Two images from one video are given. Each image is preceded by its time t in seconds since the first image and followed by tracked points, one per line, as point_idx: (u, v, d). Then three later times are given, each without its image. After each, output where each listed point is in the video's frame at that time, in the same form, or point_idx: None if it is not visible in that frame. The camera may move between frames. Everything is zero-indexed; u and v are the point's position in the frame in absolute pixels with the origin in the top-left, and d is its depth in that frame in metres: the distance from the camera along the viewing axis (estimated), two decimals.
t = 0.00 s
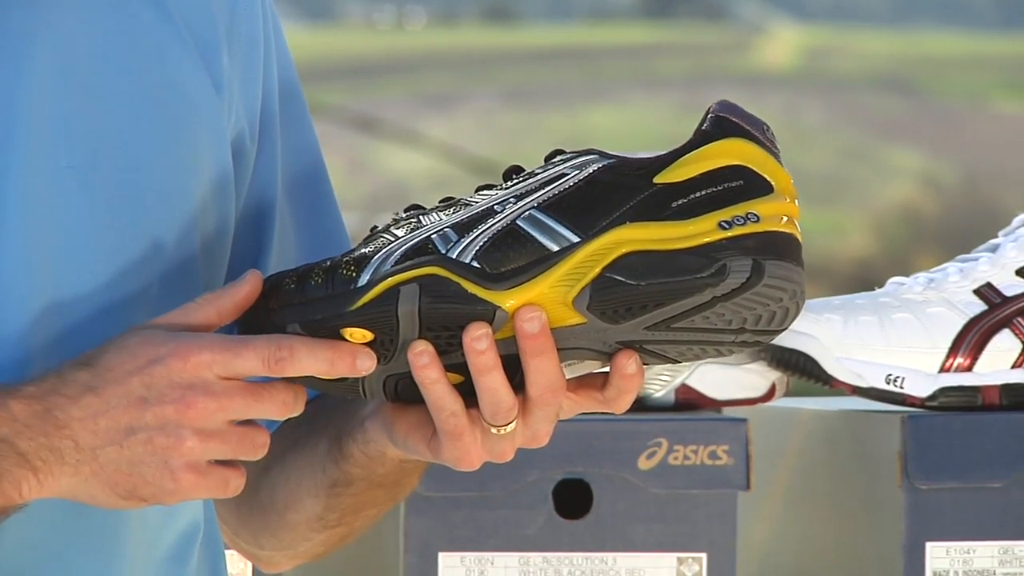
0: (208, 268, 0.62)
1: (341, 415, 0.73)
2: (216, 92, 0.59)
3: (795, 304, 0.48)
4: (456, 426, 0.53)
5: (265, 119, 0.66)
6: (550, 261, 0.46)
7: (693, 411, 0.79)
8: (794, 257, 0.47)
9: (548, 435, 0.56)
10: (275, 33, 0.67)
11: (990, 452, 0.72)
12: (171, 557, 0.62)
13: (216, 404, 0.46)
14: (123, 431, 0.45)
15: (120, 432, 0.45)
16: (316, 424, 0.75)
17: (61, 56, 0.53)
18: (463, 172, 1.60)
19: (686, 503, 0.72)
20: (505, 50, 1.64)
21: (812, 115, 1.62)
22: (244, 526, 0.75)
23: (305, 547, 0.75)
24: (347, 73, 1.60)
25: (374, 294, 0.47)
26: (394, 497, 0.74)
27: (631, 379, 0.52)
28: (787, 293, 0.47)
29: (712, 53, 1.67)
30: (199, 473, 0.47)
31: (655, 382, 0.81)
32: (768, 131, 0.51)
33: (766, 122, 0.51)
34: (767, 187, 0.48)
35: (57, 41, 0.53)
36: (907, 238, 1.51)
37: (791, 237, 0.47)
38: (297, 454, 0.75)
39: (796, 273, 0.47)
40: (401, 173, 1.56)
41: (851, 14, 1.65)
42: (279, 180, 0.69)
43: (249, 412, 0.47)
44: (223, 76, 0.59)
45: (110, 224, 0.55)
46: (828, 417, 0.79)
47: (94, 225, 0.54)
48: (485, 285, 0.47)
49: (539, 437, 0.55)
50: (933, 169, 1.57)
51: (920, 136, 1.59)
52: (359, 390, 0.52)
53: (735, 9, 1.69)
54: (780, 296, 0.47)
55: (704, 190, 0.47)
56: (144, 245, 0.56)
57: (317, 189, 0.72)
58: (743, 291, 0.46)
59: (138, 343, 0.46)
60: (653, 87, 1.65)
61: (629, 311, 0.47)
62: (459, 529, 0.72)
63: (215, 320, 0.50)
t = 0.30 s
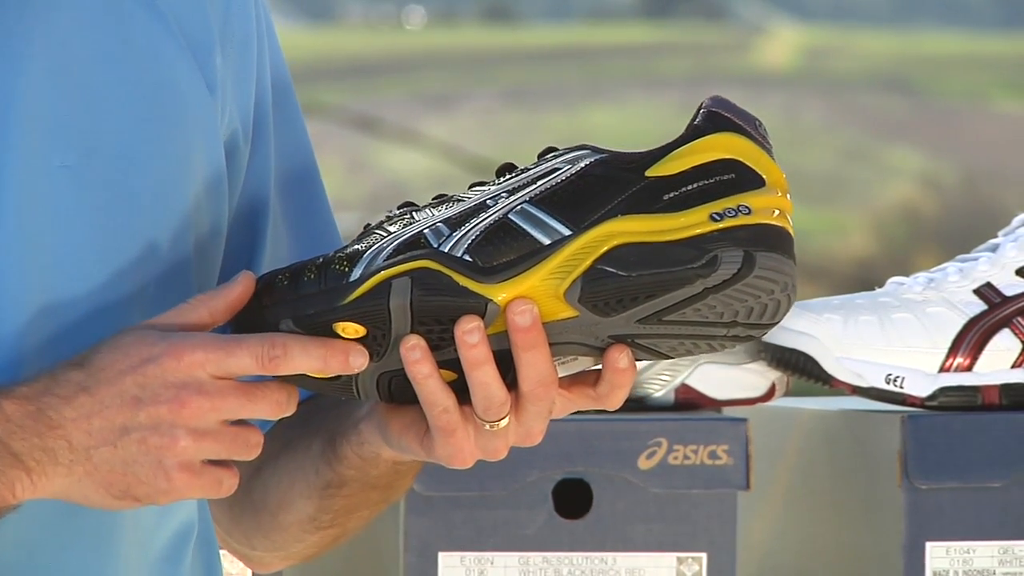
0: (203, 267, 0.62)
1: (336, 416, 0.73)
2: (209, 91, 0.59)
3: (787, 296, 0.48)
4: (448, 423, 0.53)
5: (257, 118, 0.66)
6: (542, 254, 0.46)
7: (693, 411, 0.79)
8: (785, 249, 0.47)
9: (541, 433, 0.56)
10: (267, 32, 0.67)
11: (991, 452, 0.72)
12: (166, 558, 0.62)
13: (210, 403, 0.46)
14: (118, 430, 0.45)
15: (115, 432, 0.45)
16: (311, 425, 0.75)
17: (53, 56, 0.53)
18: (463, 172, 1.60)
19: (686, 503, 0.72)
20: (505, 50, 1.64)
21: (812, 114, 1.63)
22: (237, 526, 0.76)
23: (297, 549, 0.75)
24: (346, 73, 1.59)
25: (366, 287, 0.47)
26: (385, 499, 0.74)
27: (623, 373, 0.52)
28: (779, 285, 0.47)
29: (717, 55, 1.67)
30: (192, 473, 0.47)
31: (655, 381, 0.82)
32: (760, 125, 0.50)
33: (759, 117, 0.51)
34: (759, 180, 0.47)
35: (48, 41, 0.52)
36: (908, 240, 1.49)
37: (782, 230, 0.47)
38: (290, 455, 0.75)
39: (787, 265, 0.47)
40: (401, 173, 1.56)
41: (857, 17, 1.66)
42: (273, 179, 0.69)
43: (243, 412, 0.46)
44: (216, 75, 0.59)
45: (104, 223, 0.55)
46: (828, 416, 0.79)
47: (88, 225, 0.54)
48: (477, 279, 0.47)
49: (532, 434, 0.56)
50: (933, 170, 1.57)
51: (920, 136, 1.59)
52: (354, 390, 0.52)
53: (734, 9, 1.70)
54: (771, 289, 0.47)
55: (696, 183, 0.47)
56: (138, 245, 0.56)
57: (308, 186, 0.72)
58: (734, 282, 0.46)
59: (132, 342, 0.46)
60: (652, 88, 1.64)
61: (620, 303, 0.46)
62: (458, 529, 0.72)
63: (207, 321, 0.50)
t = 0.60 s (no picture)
0: (197, 267, 0.63)
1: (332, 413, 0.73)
2: (201, 92, 0.59)
3: (784, 300, 0.48)
4: (445, 421, 0.53)
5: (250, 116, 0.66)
6: (541, 254, 0.46)
7: (693, 411, 0.79)
8: (784, 252, 0.47)
9: (538, 434, 0.57)
10: (260, 31, 0.67)
11: (991, 451, 0.72)
12: (160, 556, 0.62)
13: (210, 403, 0.46)
14: (117, 431, 0.45)
15: (114, 432, 0.45)
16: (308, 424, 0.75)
17: (46, 55, 0.53)
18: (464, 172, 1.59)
19: (686, 503, 0.72)
20: (504, 49, 1.63)
21: (812, 112, 1.63)
22: (234, 523, 0.75)
23: (294, 546, 0.74)
24: (347, 72, 1.59)
25: (364, 285, 0.47)
26: (383, 497, 0.75)
27: (619, 374, 0.52)
28: (776, 289, 0.47)
29: (714, 53, 1.67)
30: (192, 473, 0.47)
31: (654, 381, 0.82)
32: (759, 127, 0.50)
33: (758, 119, 0.51)
34: (758, 183, 0.47)
35: (41, 40, 0.53)
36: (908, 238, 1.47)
37: (781, 234, 0.47)
38: (289, 451, 0.74)
39: (786, 268, 0.47)
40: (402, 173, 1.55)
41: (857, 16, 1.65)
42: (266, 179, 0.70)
43: (243, 412, 0.46)
44: (209, 74, 0.59)
45: (98, 222, 0.55)
46: (828, 417, 0.79)
47: (82, 225, 0.54)
48: (475, 278, 0.47)
49: (528, 434, 0.56)
50: (933, 169, 1.56)
51: (918, 136, 1.59)
52: (351, 388, 0.52)
53: (734, 9, 1.70)
54: (768, 292, 0.47)
55: (695, 184, 0.47)
56: (134, 245, 0.56)
57: (302, 185, 0.72)
58: (731, 285, 0.46)
59: (131, 342, 0.47)
60: (654, 84, 1.64)
61: (617, 304, 0.46)
62: (458, 528, 0.72)
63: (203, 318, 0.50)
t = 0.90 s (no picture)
0: (193, 265, 0.63)
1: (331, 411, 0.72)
2: (195, 89, 0.59)
3: (777, 295, 0.48)
4: (440, 420, 0.53)
5: (245, 111, 0.66)
6: (532, 253, 0.46)
7: (693, 411, 0.78)
8: (776, 247, 0.47)
9: (533, 430, 0.56)
10: (254, 29, 0.67)
11: (990, 451, 0.72)
12: (156, 555, 0.62)
13: (202, 404, 0.46)
14: (109, 432, 0.45)
15: (105, 433, 0.45)
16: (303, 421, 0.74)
17: (38, 55, 0.53)
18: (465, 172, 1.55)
19: (686, 502, 0.72)
20: (505, 48, 1.61)
21: (812, 111, 1.60)
22: (234, 521, 0.74)
23: (293, 545, 0.73)
24: (347, 72, 1.58)
25: (357, 285, 0.47)
26: (382, 494, 0.74)
27: (613, 370, 0.52)
28: (768, 284, 0.47)
29: (714, 52, 1.65)
30: (183, 475, 0.47)
31: (655, 380, 0.83)
32: (750, 123, 0.51)
33: (749, 115, 0.51)
34: (748, 179, 0.48)
35: (33, 40, 0.53)
36: (909, 237, 1.46)
37: (772, 229, 0.48)
38: (287, 450, 0.73)
39: (777, 263, 0.47)
40: (409, 173, 1.51)
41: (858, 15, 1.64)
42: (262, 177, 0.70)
43: (236, 413, 0.46)
44: (203, 73, 0.59)
45: (92, 221, 0.55)
46: (827, 416, 0.79)
47: (77, 223, 0.54)
48: (467, 277, 0.46)
49: (523, 431, 0.56)
50: (933, 169, 1.54)
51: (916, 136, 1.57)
52: (345, 387, 0.52)
53: (735, 8, 1.68)
54: (761, 287, 0.47)
55: (685, 181, 0.47)
56: (129, 244, 0.56)
57: (297, 180, 0.72)
58: (723, 281, 0.46)
59: (124, 343, 0.47)
60: (655, 85, 1.61)
61: (609, 302, 0.46)
62: (459, 528, 0.72)
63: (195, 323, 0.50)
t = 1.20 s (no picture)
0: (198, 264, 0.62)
1: (349, 399, 0.70)
2: (195, 85, 0.59)
3: (805, 270, 0.47)
4: (470, 404, 0.53)
5: (247, 106, 0.66)
6: (558, 235, 0.46)
7: (696, 411, 0.78)
8: (804, 222, 0.46)
9: (561, 412, 0.57)
10: (254, 24, 0.67)
11: (991, 451, 0.72)
12: (157, 557, 0.62)
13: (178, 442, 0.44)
14: (86, 468, 0.45)
15: (82, 468, 0.45)
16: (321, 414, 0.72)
17: (36, 57, 0.53)
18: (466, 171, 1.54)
19: (687, 502, 0.72)
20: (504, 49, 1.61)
21: (812, 111, 1.61)
22: (250, 518, 0.72)
23: (316, 539, 0.72)
24: (346, 72, 1.57)
25: (383, 272, 0.47)
26: (405, 483, 0.71)
27: (641, 350, 0.52)
28: (797, 259, 0.46)
29: (714, 53, 1.64)
30: (158, 513, 0.45)
31: (656, 380, 0.83)
32: (772, 98, 0.50)
33: (771, 90, 0.50)
34: (774, 153, 0.47)
35: (31, 42, 0.53)
36: (908, 240, 1.44)
37: (799, 204, 0.47)
38: (307, 443, 0.71)
39: (806, 239, 0.46)
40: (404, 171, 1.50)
41: (859, 16, 1.65)
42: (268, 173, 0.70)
43: (212, 452, 0.45)
44: (203, 70, 0.59)
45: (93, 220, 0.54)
46: (829, 417, 0.79)
47: (77, 225, 0.54)
48: (494, 260, 0.47)
49: (551, 413, 0.56)
50: (933, 168, 1.54)
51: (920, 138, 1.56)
52: (371, 371, 0.53)
53: (736, 9, 1.66)
54: (790, 263, 0.46)
55: (711, 158, 0.47)
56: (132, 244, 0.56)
57: (305, 176, 0.72)
58: (752, 258, 0.46)
59: (103, 378, 0.46)
60: (655, 86, 1.60)
61: (639, 280, 0.46)
62: (460, 528, 0.72)
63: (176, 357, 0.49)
